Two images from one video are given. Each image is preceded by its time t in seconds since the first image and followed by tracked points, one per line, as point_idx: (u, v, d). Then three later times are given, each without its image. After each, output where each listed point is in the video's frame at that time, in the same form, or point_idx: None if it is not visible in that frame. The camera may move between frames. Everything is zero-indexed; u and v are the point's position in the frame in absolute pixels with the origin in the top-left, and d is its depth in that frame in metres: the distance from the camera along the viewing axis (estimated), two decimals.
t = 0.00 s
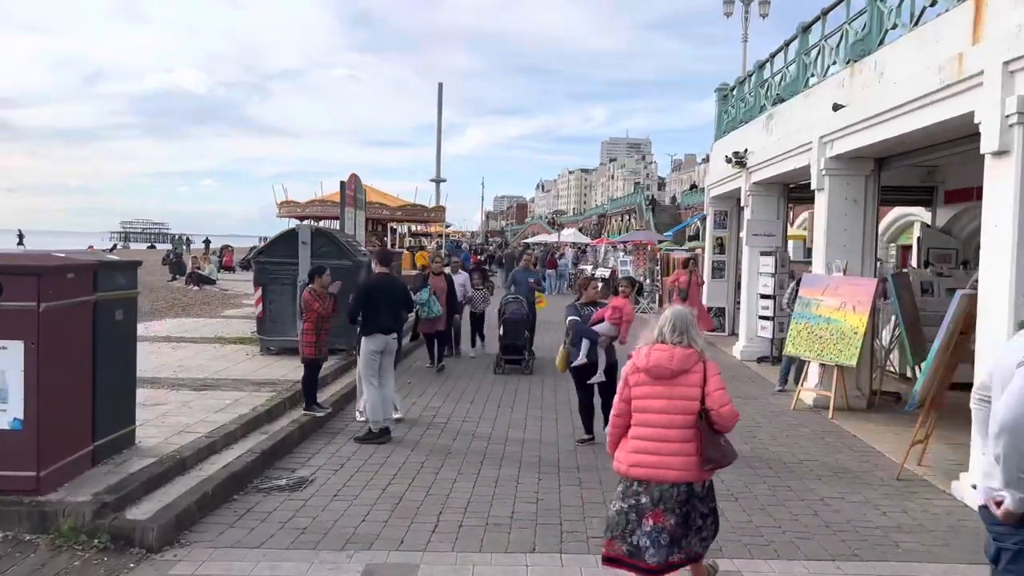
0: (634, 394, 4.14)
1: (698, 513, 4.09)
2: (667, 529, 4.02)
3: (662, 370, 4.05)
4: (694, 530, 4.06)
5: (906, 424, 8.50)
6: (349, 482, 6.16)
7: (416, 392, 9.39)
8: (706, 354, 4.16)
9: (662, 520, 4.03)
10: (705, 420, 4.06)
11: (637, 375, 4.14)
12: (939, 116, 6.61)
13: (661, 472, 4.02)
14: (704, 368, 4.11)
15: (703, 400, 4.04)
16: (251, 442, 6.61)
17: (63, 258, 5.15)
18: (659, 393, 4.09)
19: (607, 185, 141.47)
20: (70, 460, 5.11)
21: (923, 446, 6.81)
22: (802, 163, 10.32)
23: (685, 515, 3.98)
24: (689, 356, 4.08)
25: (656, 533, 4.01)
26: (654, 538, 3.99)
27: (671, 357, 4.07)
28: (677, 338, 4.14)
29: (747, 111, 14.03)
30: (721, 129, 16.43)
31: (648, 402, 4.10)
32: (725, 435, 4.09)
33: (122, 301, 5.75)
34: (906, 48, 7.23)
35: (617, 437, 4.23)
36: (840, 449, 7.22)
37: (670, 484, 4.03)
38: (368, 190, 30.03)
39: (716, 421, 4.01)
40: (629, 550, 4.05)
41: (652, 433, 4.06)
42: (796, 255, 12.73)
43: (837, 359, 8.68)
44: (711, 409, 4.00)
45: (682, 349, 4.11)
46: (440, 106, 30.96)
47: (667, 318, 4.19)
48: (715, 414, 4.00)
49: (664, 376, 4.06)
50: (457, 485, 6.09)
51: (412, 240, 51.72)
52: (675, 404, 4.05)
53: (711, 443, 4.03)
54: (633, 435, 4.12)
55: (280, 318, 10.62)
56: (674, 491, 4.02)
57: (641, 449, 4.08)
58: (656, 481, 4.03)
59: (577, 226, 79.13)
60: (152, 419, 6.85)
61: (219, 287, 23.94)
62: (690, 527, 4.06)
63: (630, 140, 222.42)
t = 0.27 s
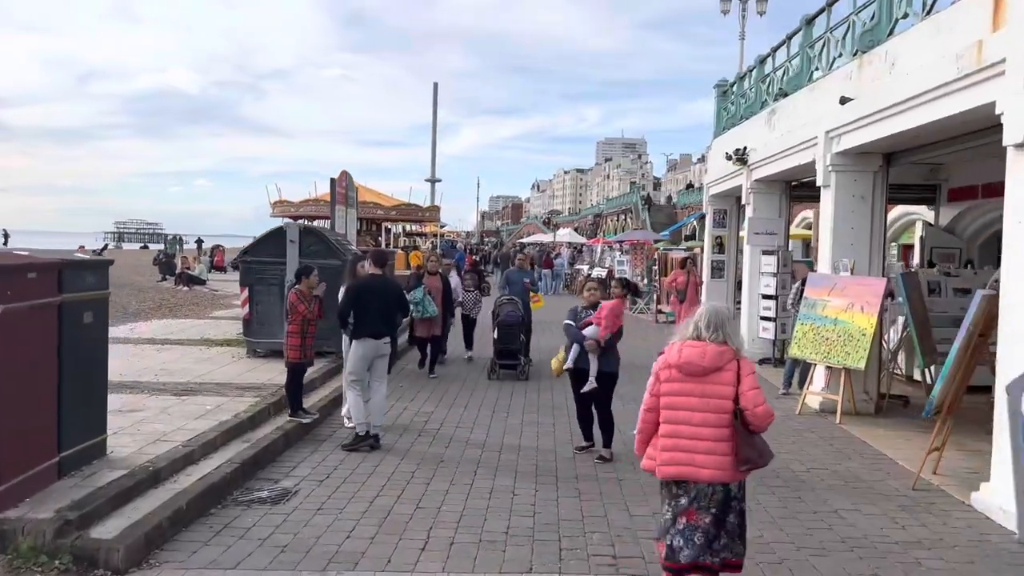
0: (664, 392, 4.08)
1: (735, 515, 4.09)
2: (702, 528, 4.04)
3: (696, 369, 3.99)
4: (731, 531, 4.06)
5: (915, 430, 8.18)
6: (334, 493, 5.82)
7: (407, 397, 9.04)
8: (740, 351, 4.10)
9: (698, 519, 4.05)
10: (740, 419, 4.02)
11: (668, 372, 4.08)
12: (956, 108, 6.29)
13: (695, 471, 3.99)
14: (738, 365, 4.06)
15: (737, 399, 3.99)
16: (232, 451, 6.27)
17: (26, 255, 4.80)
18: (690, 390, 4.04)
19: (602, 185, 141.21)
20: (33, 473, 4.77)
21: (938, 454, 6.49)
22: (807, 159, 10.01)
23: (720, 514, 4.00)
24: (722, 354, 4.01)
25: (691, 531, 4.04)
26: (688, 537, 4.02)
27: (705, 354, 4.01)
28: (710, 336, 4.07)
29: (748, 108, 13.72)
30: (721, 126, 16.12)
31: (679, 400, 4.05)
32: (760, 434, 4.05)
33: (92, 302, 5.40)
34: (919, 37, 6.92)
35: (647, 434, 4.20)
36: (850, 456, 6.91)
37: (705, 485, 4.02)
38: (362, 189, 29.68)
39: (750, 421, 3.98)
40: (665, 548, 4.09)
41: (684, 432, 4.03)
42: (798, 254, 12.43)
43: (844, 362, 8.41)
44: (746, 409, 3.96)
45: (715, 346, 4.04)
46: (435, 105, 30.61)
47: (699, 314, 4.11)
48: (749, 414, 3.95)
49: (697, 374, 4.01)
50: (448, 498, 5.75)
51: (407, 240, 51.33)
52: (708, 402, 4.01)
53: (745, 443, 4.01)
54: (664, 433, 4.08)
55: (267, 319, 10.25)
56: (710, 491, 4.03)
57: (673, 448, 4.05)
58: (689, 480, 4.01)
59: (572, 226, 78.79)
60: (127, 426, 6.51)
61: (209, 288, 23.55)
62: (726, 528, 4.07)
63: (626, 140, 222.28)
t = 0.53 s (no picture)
0: (691, 388, 3.85)
1: (776, 518, 3.81)
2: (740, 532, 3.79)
3: (725, 362, 3.78)
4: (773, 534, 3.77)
5: (925, 432, 7.87)
6: (317, 502, 5.47)
7: (397, 399, 8.69)
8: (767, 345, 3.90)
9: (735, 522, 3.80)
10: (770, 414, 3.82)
11: (694, 367, 3.86)
12: (973, 93, 5.98)
13: (728, 470, 3.77)
14: (767, 358, 3.86)
15: (767, 394, 3.79)
16: (209, 457, 5.91)
17: None
18: (720, 385, 3.82)
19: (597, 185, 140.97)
20: None
21: (953, 458, 6.18)
22: (810, 152, 9.70)
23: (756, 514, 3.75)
24: (751, 348, 3.81)
25: (729, 535, 3.79)
26: (725, 540, 3.78)
27: (734, 347, 3.80)
28: (737, 330, 3.86)
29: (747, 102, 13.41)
30: (719, 121, 15.82)
31: (708, 396, 3.82)
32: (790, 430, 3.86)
33: (56, 299, 5.05)
34: (932, 21, 6.60)
35: (672, 434, 3.95)
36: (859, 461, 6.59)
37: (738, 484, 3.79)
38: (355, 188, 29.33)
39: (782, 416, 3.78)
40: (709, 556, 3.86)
41: (714, 428, 3.80)
42: (799, 251, 12.12)
43: (851, 362, 8.10)
44: (777, 403, 3.77)
45: (743, 339, 3.83)
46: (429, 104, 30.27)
47: (723, 307, 3.91)
48: (782, 408, 3.76)
49: (726, 368, 3.79)
50: (437, 506, 5.42)
51: (401, 240, 50.96)
52: (739, 398, 3.79)
53: (776, 438, 3.81)
54: (692, 430, 3.85)
55: (252, 318, 9.89)
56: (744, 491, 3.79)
57: (702, 446, 3.82)
58: (720, 479, 3.79)
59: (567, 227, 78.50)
60: (98, 431, 6.15)
61: (198, 287, 23.15)
62: (768, 532, 3.78)
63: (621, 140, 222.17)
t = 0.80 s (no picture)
0: (700, 387, 3.81)
1: (786, 516, 3.82)
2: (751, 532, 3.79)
3: (735, 362, 3.73)
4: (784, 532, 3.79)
5: (927, 439, 7.60)
6: (291, 518, 5.15)
7: (381, 405, 8.36)
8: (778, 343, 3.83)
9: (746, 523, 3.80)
10: (782, 414, 3.76)
11: (704, 367, 3.81)
12: (982, 86, 5.70)
13: (739, 469, 3.74)
14: (778, 357, 3.80)
15: (779, 393, 3.74)
16: (179, 469, 5.58)
17: None
18: (730, 385, 3.77)
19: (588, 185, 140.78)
20: None
21: (961, 469, 5.89)
22: (807, 149, 9.43)
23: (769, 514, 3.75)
24: (761, 347, 3.75)
25: (741, 537, 3.80)
26: (738, 542, 3.78)
27: (744, 347, 3.74)
28: (745, 329, 3.80)
29: (741, 98, 13.14)
30: (712, 119, 15.55)
31: (718, 396, 3.78)
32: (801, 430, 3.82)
33: (10, 303, 4.70)
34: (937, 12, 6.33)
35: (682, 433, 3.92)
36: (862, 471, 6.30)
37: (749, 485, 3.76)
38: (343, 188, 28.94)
39: (793, 415, 3.73)
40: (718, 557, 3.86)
41: (725, 429, 3.76)
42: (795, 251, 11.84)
43: (852, 367, 7.82)
44: (787, 403, 3.72)
45: (753, 338, 3.78)
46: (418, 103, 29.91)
47: (731, 306, 3.85)
48: (793, 408, 3.71)
49: (737, 368, 3.74)
50: (419, 523, 5.10)
51: (390, 240, 50.55)
52: (749, 397, 3.74)
53: (788, 438, 3.75)
54: (703, 431, 3.81)
55: (231, 321, 9.54)
56: (755, 492, 3.77)
57: (712, 447, 3.78)
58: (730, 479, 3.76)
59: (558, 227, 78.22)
60: (62, 442, 5.81)
61: (183, 288, 22.72)
62: (778, 529, 3.80)
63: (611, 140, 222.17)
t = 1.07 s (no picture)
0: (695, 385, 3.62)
1: (779, 512, 3.59)
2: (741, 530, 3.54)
3: (731, 359, 3.53)
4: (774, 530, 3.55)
5: (909, 438, 7.40)
6: (243, 532, 4.76)
7: (345, 407, 7.97)
8: (776, 338, 3.64)
9: (737, 520, 3.55)
10: (779, 410, 3.57)
11: (699, 364, 3.62)
12: (970, 72, 5.47)
13: (735, 468, 3.54)
14: (776, 352, 3.60)
15: (775, 389, 3.55)
16: (121, 480, 5.17)
17: None
18: (726, 382, 3.58)
19: (559, 184, 140.79)
20: None
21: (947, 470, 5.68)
22: (784, 142, 9.21)
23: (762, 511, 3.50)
24: (758, 342, 3.56)
25: (731, 535, 3.54)
26: (727, 540, 3.53)
27: (740, 342, 3.55)
28: (742, 324, 3.60)
29: (715, 92, 12.93)
30: (685, 114, 15.34)
31: (713, 393, 3.59)
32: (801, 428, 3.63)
33: None
34: None
35: (677, 432, 3.74)
36: (846, 475, 6.07)
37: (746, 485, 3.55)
38: (310, 185, 28.38)
39: (790, 412, 3.54)
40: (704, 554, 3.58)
41: (720, 428, 3.57)
42: (770, 247, 11.65)
43: (833, 363, 7.57)
44: (785, 399, 3.52)
45: (750, 334, 3.58)
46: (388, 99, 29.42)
47: (730, 300, 3.64)
48: (790, 404, 3.52)
49: (732, 364, 3.55)
50: (381, 535, 4.74)
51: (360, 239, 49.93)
52: (746, 394, 3.55)
53: (786, 435, 3.56)
54: (697, 430, 3.62)
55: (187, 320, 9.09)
56: (752, 489, 3.54)
57: (708, 447, 3.59)
58: (725, 480, 3.56)
59: (529, 226, 78.01)
60: None
61: (144, 287, 22.05)
62: (769, 527, 3.56)
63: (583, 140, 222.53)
